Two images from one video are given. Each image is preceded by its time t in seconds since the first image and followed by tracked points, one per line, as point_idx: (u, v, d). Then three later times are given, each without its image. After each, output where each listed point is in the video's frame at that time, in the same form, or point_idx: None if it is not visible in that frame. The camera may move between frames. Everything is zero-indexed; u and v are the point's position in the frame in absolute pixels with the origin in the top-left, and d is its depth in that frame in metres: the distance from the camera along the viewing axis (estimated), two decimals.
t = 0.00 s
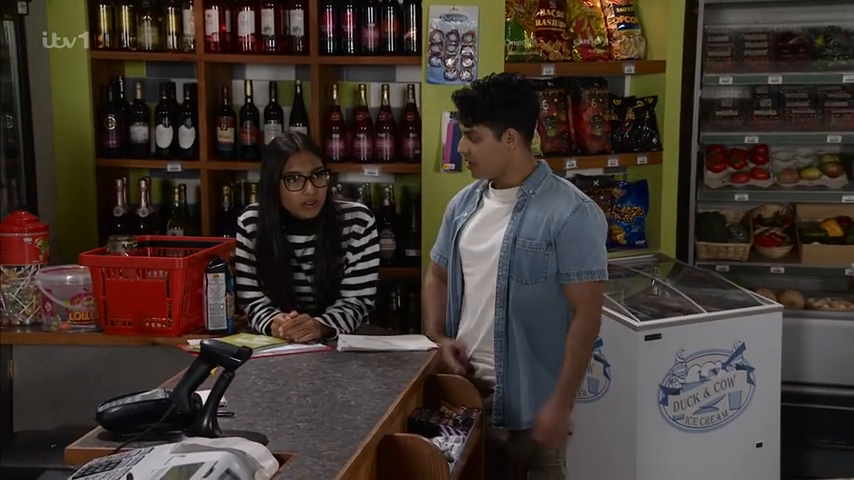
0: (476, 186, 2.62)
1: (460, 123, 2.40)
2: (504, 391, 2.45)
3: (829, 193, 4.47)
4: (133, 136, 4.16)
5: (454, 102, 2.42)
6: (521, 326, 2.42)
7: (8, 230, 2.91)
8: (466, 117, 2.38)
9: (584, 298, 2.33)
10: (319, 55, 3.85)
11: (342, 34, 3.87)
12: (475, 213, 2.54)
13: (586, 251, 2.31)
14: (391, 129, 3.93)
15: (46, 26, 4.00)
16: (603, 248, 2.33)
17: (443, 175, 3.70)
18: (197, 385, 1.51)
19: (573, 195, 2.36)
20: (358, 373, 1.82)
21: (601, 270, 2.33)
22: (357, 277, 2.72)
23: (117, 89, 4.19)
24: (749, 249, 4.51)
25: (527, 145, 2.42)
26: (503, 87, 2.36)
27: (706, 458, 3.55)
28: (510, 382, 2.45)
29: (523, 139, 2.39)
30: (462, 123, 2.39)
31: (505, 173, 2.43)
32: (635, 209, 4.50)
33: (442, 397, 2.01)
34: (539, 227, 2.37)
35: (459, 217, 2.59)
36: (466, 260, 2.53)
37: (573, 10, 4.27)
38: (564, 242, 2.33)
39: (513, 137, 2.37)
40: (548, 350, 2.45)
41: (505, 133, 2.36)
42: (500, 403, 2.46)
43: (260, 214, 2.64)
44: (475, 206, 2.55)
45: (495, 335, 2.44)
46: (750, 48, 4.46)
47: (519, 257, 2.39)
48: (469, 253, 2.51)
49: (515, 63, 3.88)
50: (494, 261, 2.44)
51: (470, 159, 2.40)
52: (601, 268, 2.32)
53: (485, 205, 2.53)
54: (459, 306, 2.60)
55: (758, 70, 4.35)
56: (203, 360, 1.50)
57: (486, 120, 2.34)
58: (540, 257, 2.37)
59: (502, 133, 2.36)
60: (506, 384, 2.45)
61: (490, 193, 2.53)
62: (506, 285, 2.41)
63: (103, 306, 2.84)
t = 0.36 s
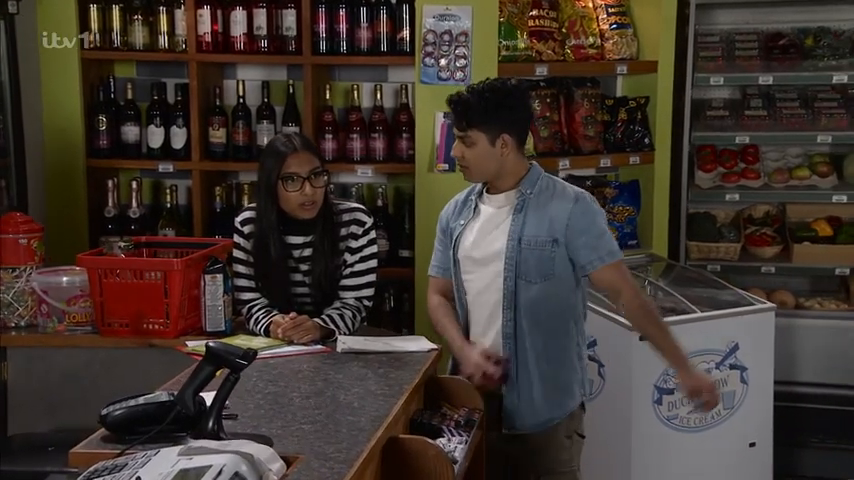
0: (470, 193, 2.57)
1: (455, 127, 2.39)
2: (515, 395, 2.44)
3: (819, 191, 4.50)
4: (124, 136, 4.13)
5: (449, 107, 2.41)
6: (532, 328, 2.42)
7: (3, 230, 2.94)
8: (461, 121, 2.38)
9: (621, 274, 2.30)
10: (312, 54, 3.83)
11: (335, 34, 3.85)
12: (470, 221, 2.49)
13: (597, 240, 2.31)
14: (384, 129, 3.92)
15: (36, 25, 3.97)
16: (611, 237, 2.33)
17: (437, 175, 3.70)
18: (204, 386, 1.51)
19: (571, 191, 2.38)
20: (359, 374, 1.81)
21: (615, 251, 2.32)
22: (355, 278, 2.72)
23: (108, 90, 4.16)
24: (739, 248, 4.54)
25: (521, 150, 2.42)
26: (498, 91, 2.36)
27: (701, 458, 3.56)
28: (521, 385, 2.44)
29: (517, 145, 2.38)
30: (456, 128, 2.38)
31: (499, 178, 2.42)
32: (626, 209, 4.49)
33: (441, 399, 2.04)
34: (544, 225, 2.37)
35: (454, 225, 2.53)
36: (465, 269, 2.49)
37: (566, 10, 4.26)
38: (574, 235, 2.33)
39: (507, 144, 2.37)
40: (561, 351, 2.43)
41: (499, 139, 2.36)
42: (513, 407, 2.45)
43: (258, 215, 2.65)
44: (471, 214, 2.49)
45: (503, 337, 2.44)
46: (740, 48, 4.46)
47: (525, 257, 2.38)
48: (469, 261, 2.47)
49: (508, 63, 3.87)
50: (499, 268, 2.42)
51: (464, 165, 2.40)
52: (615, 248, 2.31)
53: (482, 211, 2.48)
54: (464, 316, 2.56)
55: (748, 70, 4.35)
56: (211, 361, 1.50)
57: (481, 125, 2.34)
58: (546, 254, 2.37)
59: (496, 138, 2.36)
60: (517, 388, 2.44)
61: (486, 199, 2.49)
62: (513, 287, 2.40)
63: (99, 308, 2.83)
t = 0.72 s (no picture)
0: (471, 192, 2.58)
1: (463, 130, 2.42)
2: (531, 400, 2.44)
3: (808, 190, 4.51)
4: (113, 136, 4.10)
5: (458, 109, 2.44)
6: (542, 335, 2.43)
7: None
8: (469, 124, 2.40)
9: (625, 296, 2.34)
10: (303, 54, 3.82)
11: (326, 34, 3.84)
12: (476, 221, 2.50)
13: (606, 250, 2.36)
14: (375, 128, 3.91)
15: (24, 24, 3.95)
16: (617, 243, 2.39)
17: (430, 175, 3.69)
18: (207, 388, 1.51)
19: (579, 198, 2.42)
20: (359, 375, 1.80)
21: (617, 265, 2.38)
22: (351, 278, 2.73)
23: (97, 89, 4.13)
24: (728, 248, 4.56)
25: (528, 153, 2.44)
26: (506, 95, 2.39)
27: (693, 457, 3.57)
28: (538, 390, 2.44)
29: (525, 149, 2.41)
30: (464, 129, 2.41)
31: (507, 180, 2.44)
32: (617, 208, 4.46)
33: (440, 399, 2.06)
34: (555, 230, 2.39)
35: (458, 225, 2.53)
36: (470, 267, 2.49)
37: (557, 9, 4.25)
38: (584, 242, 2.37)
39: (516, 146, 2.39)
40: (563, 353, 2.47)
41: (508, 141, 2.38)
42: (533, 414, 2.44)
43: (256, 216, 2.66)
44: (478, 213, 2.50)
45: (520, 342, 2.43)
46: (729, 47, 4.46)
47: (538, 262, 2.39)
48: (475, 262, 2.47)
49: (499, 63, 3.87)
50: (513, 270, 2.42)
51: (471, 167, 2.41)
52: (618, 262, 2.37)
53: (489, 212, 2.50)
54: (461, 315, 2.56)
55: (738, 70, 4.36)
56: (213, 363, 1.50)
57: (491, 128, 2.37)
58: (559, 259, 2.39)
59: (504, 141, 2.38)
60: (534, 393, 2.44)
61: (493, 201, 2.50)
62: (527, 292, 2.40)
63: (94, 309, 2.81)
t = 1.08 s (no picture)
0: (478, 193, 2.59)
1: (472, 125, 2.42)
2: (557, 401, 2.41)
3: (797, 190, 4.52)
4: (103, 136, 4.08)
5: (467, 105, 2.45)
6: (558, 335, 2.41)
7: None
8: (479, 119, 2.40)
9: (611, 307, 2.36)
10: (294, 54, 3.81)
11: (318, 34, 3.83)
12: (484, 220, 2.50)
13: (611, 252, 2.33)
14: (367, 129, 3.90)
15: (13, 24, 3.92)
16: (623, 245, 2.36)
17: (421, 175, 3.68)
18: (209, 390, 1.51)
19: (588, 197, 2.40)
20: (358, 376, 1.80)
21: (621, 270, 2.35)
22: (346, 277, 2.74)
23: (86, 89, 4.11)
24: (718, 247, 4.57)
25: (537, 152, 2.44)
26: (519, 91, 2.39)
27: (685, 457, 3.58)
28: (564, 390, 2.41)
29: (534, 146, 2.41)
30: (474, 124, 2.41)
31: (515, 178, 2.43)
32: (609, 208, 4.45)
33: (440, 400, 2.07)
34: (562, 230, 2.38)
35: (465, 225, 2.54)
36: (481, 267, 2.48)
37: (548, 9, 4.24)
38: (591, 243, 2.34)
39: (525, 143, 2.39)
40: (582, 353, 2.45)
41: (517, 138, 2.39)
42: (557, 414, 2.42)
43: (257, 217, 2.65)
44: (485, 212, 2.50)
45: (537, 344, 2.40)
46: (718, 48, 4.46)
47: (547, 262, 2.37)
48: (486, 260, 2.46)
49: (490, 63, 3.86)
50: (522, 271, 2.41)
51: (479, 162, 2.41)
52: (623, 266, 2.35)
53: (496, 210, 2.50)
54: (470, 314, 2.56)
55: (727, 70, 4.36)
56: (216, 364, 1.49)
57: (501, 123, 2.37)
58: (568, 260, 2.37)
59: (513, 137, 2.38)
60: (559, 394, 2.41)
61: (500, 197, 2.51)
62: (538, 294, 2.38)
63: (89, 311, 2.81)
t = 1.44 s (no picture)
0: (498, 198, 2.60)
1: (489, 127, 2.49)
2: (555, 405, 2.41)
3: (784, 190, 4.54)
4: (90, 137, 4.05)
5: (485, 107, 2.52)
6: (558, 338, 2.41)
7: None
8: (494, 120, 2.47)
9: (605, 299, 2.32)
10: (283, 54, 3.80)
11: (307, 33, 3.82)
12: (498, 224, 2.51)
13: (611, 256, 2.31)
14: (356, 129, 3.89)
15: None
16: (627, 250, 2.33)
17: (411, 175, 3.68)
18: (210, 391, 1.48)
19: (597, 200, 2.38)
20: (355, 377, 1.79)
21: (624, 274, 2.32)
22: (339, 278, 2.75)
23: (73, 89, 4.08)
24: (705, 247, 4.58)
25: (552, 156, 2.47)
26: (533, 93, 2.45)
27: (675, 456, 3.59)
28: (562, 395, 2.42)
29: (548, 150, 2.45)
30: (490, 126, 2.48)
31: (529, 182, 2.46)
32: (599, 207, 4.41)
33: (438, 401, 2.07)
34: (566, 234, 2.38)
35: (481, 229, 2.55)
36: (493, 270, 2.49)
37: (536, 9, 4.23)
38: (591, 246, 2.33)
39: (539, 146, 2.43)
40: (583, 358, 2.45)
41: (530, 141, 2.43)
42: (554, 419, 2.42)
43: (249, 216, 2.65)
44: (500, 216, 2.52)
45: (537, 346, 2.41)
46: (705, 48, 4.46)
47: (548, 264, 2.38)
48: (494, 263, 2.48)
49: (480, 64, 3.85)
50: (525, 273, 2.42)
51: (493, 163, 2.47)
52: (626, 272, 2.32)
53: (509, 214, 2.51)
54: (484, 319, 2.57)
55: (714, 71, 4.36)
56: (217, 366, 1.46)
57: (514, 124, 2.43)
58: (569, 263, 2.37)
59: (527, 139, 2.43)
60: (557, 398, 2.42)
61: (515, 202, 2.52)
62: (539, 296, 2.39)
63: (82, 312, 2.79)
